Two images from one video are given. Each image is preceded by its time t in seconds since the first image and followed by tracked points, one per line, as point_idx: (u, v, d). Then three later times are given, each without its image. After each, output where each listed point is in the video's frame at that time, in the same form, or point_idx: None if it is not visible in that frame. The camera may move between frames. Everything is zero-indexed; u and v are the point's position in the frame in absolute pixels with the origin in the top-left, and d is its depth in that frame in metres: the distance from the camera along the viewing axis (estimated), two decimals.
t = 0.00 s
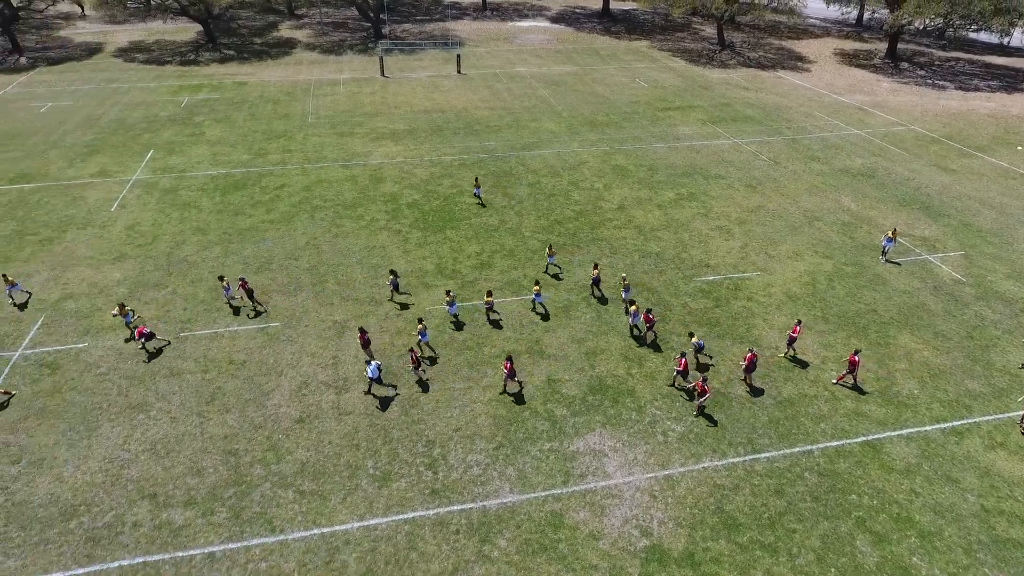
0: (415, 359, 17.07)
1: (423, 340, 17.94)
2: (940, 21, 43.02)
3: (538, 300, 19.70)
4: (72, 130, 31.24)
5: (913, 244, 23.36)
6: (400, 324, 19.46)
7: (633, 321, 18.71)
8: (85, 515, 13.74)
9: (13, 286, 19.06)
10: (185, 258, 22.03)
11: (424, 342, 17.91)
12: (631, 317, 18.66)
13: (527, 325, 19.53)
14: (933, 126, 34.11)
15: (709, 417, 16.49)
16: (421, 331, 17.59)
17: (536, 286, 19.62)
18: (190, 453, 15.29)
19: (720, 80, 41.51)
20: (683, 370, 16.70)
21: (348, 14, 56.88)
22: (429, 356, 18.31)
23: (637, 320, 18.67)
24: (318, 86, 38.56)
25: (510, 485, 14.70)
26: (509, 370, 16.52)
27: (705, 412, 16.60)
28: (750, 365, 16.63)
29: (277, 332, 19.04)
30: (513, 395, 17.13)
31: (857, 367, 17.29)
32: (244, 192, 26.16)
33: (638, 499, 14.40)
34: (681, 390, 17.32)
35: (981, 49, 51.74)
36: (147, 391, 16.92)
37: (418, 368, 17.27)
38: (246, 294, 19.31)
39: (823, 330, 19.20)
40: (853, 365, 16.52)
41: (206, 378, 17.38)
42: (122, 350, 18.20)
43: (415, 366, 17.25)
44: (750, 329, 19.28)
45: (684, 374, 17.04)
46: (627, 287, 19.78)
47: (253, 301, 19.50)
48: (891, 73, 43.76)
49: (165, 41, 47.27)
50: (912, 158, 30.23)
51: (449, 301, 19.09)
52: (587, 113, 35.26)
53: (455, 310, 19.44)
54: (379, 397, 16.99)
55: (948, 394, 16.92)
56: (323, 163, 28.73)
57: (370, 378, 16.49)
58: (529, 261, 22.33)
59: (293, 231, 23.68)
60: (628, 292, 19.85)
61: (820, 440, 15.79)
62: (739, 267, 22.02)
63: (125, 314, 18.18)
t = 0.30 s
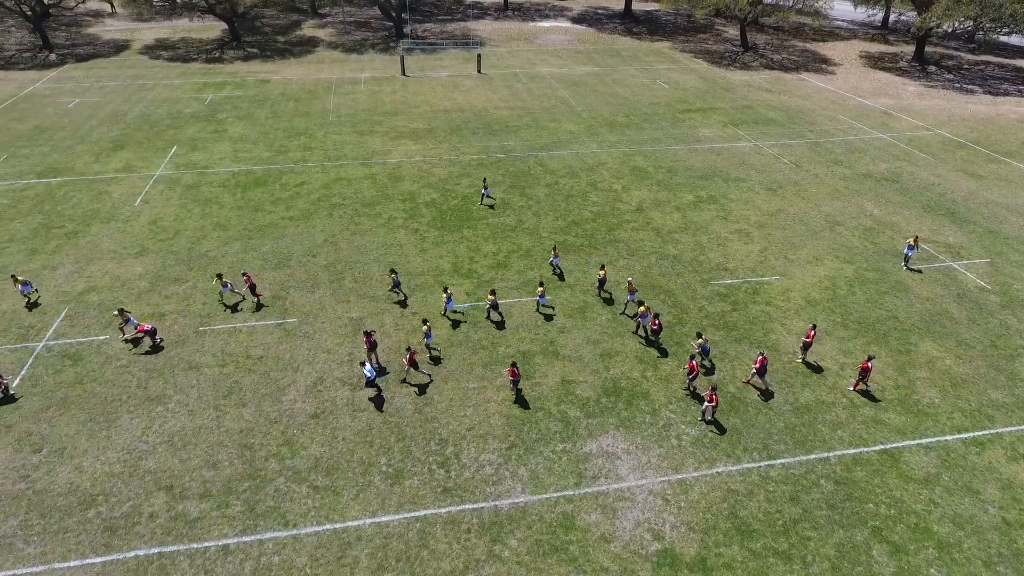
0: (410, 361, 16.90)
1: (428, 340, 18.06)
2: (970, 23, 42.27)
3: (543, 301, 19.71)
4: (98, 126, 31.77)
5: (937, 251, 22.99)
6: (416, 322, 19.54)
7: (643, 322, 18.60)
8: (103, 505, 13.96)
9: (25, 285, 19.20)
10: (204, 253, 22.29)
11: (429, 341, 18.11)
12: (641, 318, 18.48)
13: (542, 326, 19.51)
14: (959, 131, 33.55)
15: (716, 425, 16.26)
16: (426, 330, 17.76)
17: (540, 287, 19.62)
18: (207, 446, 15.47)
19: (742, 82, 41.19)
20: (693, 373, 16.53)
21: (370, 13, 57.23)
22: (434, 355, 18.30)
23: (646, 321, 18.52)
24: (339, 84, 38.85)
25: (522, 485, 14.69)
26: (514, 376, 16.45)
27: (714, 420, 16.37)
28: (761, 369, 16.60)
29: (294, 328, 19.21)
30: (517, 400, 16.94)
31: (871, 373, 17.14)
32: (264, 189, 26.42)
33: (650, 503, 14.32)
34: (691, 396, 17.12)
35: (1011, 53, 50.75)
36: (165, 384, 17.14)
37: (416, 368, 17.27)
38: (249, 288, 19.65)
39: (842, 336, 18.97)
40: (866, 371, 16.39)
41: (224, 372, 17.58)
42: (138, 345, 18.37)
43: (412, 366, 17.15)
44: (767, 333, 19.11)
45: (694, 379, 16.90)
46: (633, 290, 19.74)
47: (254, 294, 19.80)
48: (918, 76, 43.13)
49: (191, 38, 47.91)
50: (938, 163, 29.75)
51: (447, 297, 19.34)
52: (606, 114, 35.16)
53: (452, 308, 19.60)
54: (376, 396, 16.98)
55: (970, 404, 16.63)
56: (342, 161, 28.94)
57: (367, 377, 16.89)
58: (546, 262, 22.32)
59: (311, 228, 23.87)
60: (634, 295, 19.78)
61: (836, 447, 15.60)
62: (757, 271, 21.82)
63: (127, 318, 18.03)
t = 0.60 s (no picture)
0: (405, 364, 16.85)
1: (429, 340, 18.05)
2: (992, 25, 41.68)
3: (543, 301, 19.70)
4: (117, 123, 32.15)
5: (955, 256, 22.68)
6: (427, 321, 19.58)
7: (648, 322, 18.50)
8: (116, 498, 14.12)
9: (26, 286, 19.03)
10: (219, 250, 22.49)
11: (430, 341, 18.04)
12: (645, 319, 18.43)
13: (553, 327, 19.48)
14: (979, 134, 33.10)
15: (720, 432, 16.06)
16: (426, 330, 17.65)
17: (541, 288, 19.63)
18: (218, 441, 15.60)
19: (758, 84, 40.90)
20: (699, 377, 16.31)
21: (386, 13, 57.46)
22: (433, 355, 18.30)
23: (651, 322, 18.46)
24: (354, 83, 39.04)
25: (531, 486, 14.67)
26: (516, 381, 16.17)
27: (719, 428, 16.16)
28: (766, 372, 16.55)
29: (306, 325, 19.31)
30: (518, 405, 16.80)
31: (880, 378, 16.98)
32: (278, 187, 26.60)
33: (659, 506, 14.25)
34: (696, 402, 16.92)
35: None
36: (179, 379, 17.31)
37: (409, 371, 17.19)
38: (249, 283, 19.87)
39: (857, 341, 18.77)
40: (875, 377, 16.24)
41: (237, 368, 17.72)
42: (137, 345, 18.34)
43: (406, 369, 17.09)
44: (780, 337, 18.95)
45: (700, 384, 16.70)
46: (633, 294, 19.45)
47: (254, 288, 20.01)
48: (938, 79, 42.61)
49: (209, 37, 48.37)
50: (957, 167, 29.36)
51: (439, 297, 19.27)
52: (621, 115, 35.04)
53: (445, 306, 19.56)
54: (365, 399, 16.90)
55: (986, 412, 16.39)
56: (356, 160, 29.08)
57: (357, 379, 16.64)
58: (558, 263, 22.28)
59: (325, 227, 24.00)
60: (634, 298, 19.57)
61: (849, 453, 15.43)
62: (771, 275, 21.65)
63: (120, 324, 17.75)
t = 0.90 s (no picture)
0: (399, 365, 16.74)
1: (429, 339, 18.09)
2: (1011, 27, 41.18)
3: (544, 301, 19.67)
4: (132, 121, 32.46)
5: (970, 260, 22.43)
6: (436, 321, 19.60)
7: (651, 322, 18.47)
8: (127, 492, 14.26)
9: (31, 292, 18.81)
10: (231, 247, 22.64)
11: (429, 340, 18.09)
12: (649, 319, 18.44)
13: (562, 327, 19.46)
14: (996, 137, 32.72)
15: (724, 438, 15.83)
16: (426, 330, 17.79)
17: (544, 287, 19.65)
18: (228, 437, 15.70)
19: (771, 85, 40.66)
20: (704, 379, 16.17)
21: (399, 13, 57.64)
22: (433, 355, 18.35)
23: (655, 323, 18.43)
24: (367, 83, 39.18)
25: (539, 486, 14.65)
26: (519, 388, 16.16)
27: (723, 435, 15.91)
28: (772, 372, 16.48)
29: (316, 323, 19.40)
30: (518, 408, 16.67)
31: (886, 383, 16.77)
32: (290, 185, 26.75)
33: (667, 508, 14.19)
34: (701, 405, 16.82)
35: None
36: (190, 375, 17.43)
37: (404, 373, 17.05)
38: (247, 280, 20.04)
39: (869, 345, 18.61)
40: (881, 382, 16.01)
41: (248, 365, 17.82)
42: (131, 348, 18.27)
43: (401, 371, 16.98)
44: (791, 340, 18.82)
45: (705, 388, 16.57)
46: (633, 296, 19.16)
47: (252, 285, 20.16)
48: (954, 81, 42.18)
49: (223, 36, 48.74)
50: (973, 170, 29.04)
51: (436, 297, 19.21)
52: (633, 116, 34.95)
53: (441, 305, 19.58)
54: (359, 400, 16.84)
55: (1001, 419, 16.19)
56: (368, 159, 29.18)
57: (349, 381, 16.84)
58: (568, 264, 22.24)
59: (335, 225, 24.10)
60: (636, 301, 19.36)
61: (860, 458, 15.30)
62: (783, 277, 21.51)
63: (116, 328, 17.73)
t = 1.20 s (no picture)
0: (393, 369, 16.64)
1: (428, 338, 18.17)
2: None
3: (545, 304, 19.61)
4: (151, 118, 32.86)
5: (991, 266, 22.06)
6: (448, 320, 19.64)
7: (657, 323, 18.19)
8: (142, 485, 14.43)
9: (36, 294, 18.79)
10: (246, 244, 22.85)
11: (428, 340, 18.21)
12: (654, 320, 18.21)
13: (574, 329, 19.41)
14: (1020, 142, 32.17)
15: (731, 452, 15.48)
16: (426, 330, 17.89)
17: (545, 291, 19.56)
18: (241, 432, 15.83)
19: (789, 87, 40.31)
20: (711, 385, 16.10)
21: (416, 12, 57.85)
22: (433, 355, 18.36)
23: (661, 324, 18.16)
24: (383, 82, 39.38)
25: (549, 488, 14.62)
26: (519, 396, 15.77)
27: (730, 448, 15.55)
28: (779, 378, 16.28)
29: (329, 321, 19.51)
30: (520, 416, 16.44)
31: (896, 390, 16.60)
32: (306, 183, 26.94)
33: (678, 512, 14.10)
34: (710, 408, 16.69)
35: None
36: (204, 370, 17.61)
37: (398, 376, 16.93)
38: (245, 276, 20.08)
39: (885, 351, 18.38)
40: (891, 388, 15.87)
41: (262, 361, 17.96)
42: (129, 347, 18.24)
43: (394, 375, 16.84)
44: (806, 345, 18.64)
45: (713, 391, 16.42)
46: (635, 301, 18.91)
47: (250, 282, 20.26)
48: (977, 84, 41.56)
49: (242, 35, 49.20)
50: (996, 175, 28.58)
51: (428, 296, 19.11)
52: (649, 117, 34.82)
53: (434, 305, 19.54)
54: (349, 404, 16.72)
55: (1020, 429, 15.91)
56: (383, 158, 29.32)
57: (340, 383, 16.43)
58: (582, 265, 22.19)
59: (350, 224, 24.23)
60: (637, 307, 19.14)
61: (874, 465, 15.11)
62: (799, 281, 21.31)
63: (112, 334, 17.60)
